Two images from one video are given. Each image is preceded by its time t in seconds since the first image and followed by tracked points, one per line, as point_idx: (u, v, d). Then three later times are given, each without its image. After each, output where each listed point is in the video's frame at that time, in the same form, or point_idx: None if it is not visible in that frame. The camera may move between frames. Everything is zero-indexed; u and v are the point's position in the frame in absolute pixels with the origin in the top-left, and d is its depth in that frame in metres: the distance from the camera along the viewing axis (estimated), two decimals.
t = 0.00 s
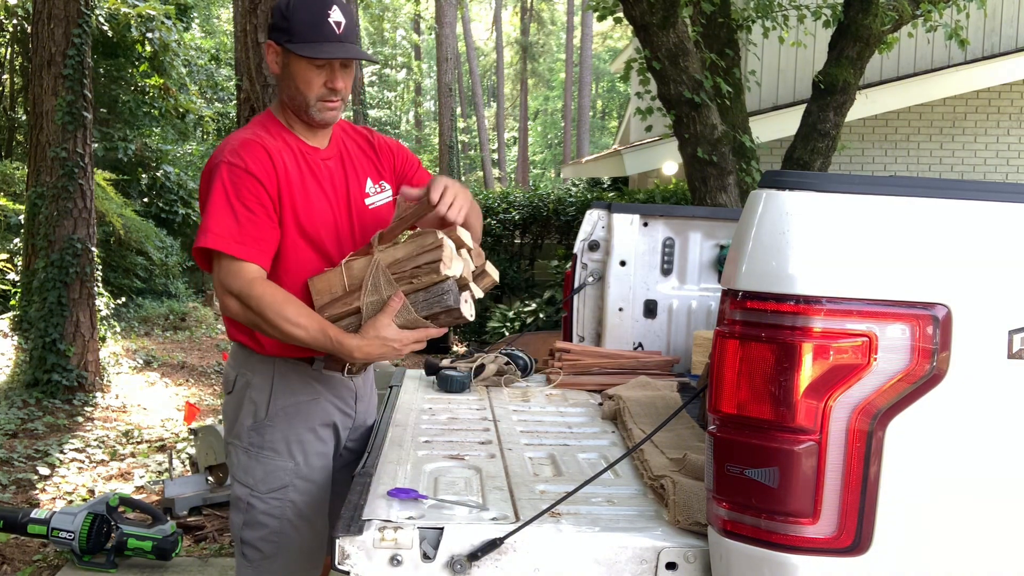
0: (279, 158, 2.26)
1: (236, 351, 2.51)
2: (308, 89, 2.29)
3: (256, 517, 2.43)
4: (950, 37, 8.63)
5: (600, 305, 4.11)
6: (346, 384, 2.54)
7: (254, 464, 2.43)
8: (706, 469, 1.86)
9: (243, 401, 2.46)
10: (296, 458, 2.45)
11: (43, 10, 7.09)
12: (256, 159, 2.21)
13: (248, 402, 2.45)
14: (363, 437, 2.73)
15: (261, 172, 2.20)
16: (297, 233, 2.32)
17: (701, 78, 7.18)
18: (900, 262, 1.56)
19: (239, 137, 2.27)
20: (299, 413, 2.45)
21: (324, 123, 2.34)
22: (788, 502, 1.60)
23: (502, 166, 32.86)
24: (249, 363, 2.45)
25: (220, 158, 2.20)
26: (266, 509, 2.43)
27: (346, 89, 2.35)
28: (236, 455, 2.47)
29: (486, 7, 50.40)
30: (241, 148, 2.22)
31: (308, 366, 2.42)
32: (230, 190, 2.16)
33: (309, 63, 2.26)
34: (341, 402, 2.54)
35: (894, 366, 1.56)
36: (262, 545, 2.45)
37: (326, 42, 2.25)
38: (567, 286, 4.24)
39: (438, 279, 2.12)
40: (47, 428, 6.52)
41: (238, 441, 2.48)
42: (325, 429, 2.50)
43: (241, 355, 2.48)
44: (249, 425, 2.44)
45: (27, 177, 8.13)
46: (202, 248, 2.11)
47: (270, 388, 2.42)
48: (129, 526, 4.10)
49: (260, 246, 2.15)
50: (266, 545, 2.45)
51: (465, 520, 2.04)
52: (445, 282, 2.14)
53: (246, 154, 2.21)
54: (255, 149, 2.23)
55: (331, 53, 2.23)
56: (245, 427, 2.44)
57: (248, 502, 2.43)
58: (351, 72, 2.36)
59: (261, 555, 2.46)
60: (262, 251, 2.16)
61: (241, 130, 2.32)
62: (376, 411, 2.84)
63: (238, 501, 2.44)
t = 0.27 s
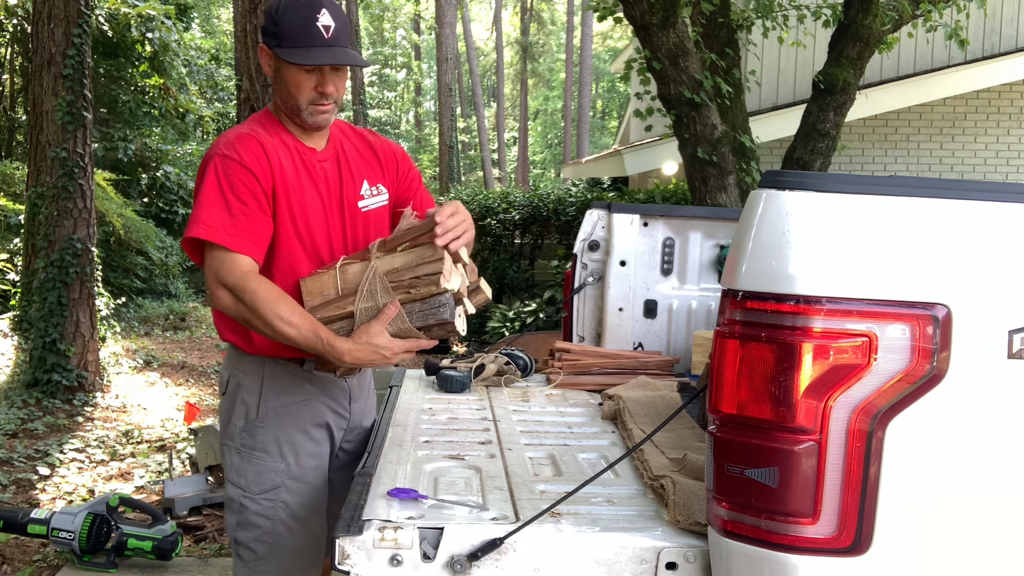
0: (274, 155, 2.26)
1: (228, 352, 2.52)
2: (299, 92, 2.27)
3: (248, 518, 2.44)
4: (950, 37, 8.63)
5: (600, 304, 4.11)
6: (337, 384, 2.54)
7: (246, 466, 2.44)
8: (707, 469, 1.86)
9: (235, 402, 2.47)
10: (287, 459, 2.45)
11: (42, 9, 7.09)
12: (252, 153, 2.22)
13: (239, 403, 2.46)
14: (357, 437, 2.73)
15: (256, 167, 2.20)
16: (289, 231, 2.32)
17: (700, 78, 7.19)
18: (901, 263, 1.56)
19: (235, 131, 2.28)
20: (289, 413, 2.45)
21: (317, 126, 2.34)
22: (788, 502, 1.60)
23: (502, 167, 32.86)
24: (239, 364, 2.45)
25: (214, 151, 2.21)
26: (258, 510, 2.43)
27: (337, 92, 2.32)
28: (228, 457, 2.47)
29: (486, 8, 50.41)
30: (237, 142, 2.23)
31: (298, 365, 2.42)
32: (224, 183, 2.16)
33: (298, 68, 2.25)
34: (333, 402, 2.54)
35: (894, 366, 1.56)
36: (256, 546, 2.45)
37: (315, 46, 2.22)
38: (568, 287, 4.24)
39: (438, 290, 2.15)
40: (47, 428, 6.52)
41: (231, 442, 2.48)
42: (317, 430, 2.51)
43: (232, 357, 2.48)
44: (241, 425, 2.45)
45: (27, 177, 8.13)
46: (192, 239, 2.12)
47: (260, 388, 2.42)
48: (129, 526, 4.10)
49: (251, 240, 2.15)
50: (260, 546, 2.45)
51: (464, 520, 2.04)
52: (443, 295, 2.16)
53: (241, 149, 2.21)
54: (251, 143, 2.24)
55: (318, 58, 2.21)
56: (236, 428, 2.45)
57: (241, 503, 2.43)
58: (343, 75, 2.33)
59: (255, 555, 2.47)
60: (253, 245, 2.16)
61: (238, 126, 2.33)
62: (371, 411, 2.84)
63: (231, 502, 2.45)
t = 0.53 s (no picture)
0: (274, 157, 2.26)
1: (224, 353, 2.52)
2: (300, 97, 2.27)
3: (247, 519, 2.44)
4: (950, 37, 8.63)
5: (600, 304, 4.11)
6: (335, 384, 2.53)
7: (244, 467, 2.44)
8: (707, 469, 1.86)
9: (232, 403, 2.46)
10: (285, 459, 2.45)
11: (42, 9, 7.08)
12: (251, 156, 2.21)
13: (237, 404, 2.45)
14: (355, 437, 2.73)
15: (255, 170, 2.20)
16: (287, 232, 2.32)
17: (700, 78, 7.19)
18: (900, 264, 1.56)
19: (235, 133, 2.28)
20: (288, 413, 2.44)
21: (317, 129, 2.33)
22: (788, 502, 1.60)
23: (502, 166, 32.87)
24: (237, 365, 2.45)
25: (213, 152, 2.20)
26: (257, 511, 2.43)
27: (339, 98, 2.32)
28: (226, 458, 2.47)
29: (485, 7, 50.41)
30: (236, 144, 2.22)
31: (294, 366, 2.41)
32: (221, 185, 2.16)
33: (301, 73, 2.24)
34: (330, 402, 2.54)
35: (894, 366, 1.56)
36: (255, 546, 2.45)
37: (317, 52, 2.22)
38: (568, 286, 4.24)
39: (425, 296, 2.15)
40: (48, 428, 6.52)
41: (228, 443, 2.48)
42: (314, 430, 2.50)
43: (229, 357, 2.48)
44: (238, 427, 2.44)
45: (27, 177, 8.13)
46: (189, 239, 2.12)
47: (258, 389, 2.42)
48: (129, 526, 4.10)
49: (246, 244, 2.16)
50: (259, 546, 2.45)
51: (464, 520, 2.04)
52: (431, 301, 2.16)
53: (241, 150, 2.21)
54: (251, 145, 2.23)
55: (320, 64, 2.21)
56: (234, 429, 2.44)
57: (240, 504, 2.43)
58: (345, 81, 2.33)
59: (255, 555, 2.47)
60: (249, 248, 2.16)
61: (239, 126, 2.32)
62: (369, 411, 2.83)
63: (230, 503, 2.44)
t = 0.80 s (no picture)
0: (270, 158, 2.26)
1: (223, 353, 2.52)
2: (298, 96, 2.27)
3: (247, 518, 2.44)
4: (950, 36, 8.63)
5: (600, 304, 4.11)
6: (334, 383, 2.53)
7: (244, 467, 2.44)
8: (707, 469, 1.86)
9: (232, 403, 2.47)
10: (284, 459, 2.45)
11: (42, 9, 7.08)
12: (246, 157, 2.21)
13: (236, 404, 2.46)
14: (355, 437, 2.72)
15: (250, 171, 2.20)
16: (284, 233, 2.32)
17: (700, 78, 7.19)
18: (900, 264, 1.55)
19: (231, 134, 2.27)
20: (286, 413, 2.44)
21: (316, 129, 2.33)
22: (788, 503, 1.60)
23: (501, 166, 32.87)
24: (236, 365, 2.45)
25: (209, 153, 2.20)
26: (256, 511, 2.43)
27: (337, 97, 2.32)
28: (226, 458, 2.48)
29: (485, 7, 50.42)
30: (232, 145, 2.22)
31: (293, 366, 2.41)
32: (216, 187, 2.16)
33: (298, 72, 2.24)
34: (330, 400, 2.54)
35: (894, 366, 1.56)
36: (255, 546, 2.45)
37: (314, 51, 2.22)
38: (568, 287, 4.24)
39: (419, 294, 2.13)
40: (47, 428, 6.52)
41: (228, 443, 2.48)
42: (313, 429, 2.50)
43: (229, 357, 2.48)
44: (238, 426, 2.45)
45: (26, 177, 8.13)
46: (182, 241, 2.12)
47: (257, 388, 2.42)
48: (129, 526, 4.10)
49: (240, 245, 2.15)
50: (259, 546, 2.45)
51: (464, 520, 2.04)
52: (426, 300, 2.13)
53: (236, 152, 2.21)
54: (247, 146, 2.23)
55: (317, 64, 2.21)
56: (233, 429, 2.45)
57: (240, 504, 2.44)
58: (343, 80, 2.32)
59: (255, 555, 2.47)
60: (244, 249, 2.16)
61: (235, 127, 2.32)
62: (369, 410, 2.83)
63: (230, 503, 2.45)
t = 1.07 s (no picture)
0: (267, 158, 2.25)
1: (228, 354, 2.54)
2: (290, 90, 2.28)
3: (250, 519, 2.44)
4: (950, 37, 8.62)
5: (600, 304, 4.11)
6: (338, 385, 2.53)
7: (248, 467, 2.44)
8: (707, 469, 1.86)
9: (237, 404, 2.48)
10: (289, 459, 2.45)
11: (42, 10, 7.09)
12: (242, 158, 2.20)
13: (241, 404, 2.47)
14: (358, 438, 2.72)
15: (245, 172, 2.20)
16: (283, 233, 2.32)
17: (701, 78, 7.19)
18: (900, 264, 1.55)
19: (228, 135, 2.27)
20: (291, 412, 2.45)
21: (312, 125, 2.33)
22: (788, 503, 1.60)
23: (502, 166, 32.86)
24: (241, 366, 2.46)
25: (204, 155, 2.20)
26: (260, 511, 2.43)
27: (328, 88, 2.33)
28: (231, 458, 2.48)
29: (485, 7, 50.42)
30: (227, 147, 2.22)
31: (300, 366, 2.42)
32: (211, 189, 2.16)
33: (286, 65, 2.26)
34: (336, 400, 2.54)
35: (894, 366, 1.56)
36: (258, 546, 2.45)
37: (300, 41, 2.23)
38: (568, 287, 4.24)
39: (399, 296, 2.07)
40: (48, 428, 6.52)
41: (233, 444, 2.49)
42: (318, 429, 2.50)
43: (234, 358, 2.49)
44: (243, 427, 2.45)
45: (26, 177, 8.13)
46: (177, 245, 2.12)
47: (261, 389, 2.43)
48: (129, 526, 4.10)
49: (235, 247, 2.15)
50: (262, 547, 2.45)
51: (464, 520, 2.04)
52: (409, 302, 2.08)
53: (232, 154, 2.20)
54: (243, 148, 2.23)
55: (303, 53, 2.22)
56: (238, 429, 2.45)
57: (244, 504, 2.43)
58: (334, 71, 2.33)
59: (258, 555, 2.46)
60: (239, 251, 2.16)
61: (233, 127, 2.32)
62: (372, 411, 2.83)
63: (234, 503, 2.45)
